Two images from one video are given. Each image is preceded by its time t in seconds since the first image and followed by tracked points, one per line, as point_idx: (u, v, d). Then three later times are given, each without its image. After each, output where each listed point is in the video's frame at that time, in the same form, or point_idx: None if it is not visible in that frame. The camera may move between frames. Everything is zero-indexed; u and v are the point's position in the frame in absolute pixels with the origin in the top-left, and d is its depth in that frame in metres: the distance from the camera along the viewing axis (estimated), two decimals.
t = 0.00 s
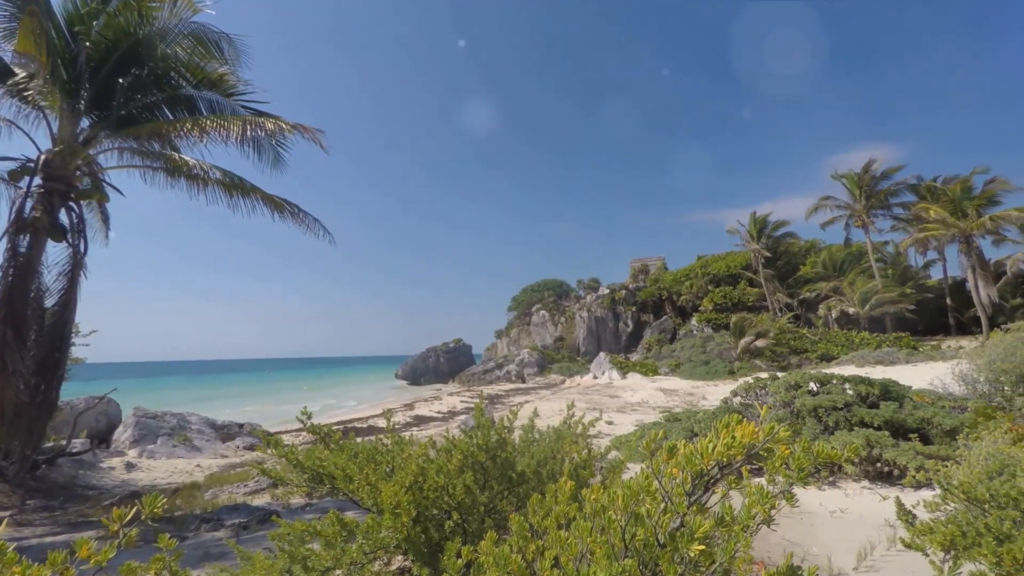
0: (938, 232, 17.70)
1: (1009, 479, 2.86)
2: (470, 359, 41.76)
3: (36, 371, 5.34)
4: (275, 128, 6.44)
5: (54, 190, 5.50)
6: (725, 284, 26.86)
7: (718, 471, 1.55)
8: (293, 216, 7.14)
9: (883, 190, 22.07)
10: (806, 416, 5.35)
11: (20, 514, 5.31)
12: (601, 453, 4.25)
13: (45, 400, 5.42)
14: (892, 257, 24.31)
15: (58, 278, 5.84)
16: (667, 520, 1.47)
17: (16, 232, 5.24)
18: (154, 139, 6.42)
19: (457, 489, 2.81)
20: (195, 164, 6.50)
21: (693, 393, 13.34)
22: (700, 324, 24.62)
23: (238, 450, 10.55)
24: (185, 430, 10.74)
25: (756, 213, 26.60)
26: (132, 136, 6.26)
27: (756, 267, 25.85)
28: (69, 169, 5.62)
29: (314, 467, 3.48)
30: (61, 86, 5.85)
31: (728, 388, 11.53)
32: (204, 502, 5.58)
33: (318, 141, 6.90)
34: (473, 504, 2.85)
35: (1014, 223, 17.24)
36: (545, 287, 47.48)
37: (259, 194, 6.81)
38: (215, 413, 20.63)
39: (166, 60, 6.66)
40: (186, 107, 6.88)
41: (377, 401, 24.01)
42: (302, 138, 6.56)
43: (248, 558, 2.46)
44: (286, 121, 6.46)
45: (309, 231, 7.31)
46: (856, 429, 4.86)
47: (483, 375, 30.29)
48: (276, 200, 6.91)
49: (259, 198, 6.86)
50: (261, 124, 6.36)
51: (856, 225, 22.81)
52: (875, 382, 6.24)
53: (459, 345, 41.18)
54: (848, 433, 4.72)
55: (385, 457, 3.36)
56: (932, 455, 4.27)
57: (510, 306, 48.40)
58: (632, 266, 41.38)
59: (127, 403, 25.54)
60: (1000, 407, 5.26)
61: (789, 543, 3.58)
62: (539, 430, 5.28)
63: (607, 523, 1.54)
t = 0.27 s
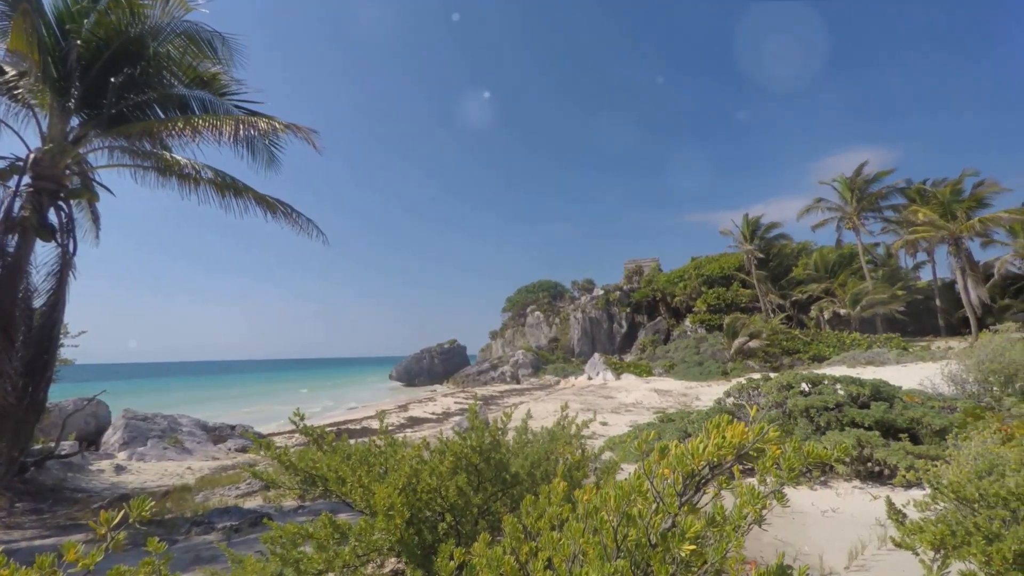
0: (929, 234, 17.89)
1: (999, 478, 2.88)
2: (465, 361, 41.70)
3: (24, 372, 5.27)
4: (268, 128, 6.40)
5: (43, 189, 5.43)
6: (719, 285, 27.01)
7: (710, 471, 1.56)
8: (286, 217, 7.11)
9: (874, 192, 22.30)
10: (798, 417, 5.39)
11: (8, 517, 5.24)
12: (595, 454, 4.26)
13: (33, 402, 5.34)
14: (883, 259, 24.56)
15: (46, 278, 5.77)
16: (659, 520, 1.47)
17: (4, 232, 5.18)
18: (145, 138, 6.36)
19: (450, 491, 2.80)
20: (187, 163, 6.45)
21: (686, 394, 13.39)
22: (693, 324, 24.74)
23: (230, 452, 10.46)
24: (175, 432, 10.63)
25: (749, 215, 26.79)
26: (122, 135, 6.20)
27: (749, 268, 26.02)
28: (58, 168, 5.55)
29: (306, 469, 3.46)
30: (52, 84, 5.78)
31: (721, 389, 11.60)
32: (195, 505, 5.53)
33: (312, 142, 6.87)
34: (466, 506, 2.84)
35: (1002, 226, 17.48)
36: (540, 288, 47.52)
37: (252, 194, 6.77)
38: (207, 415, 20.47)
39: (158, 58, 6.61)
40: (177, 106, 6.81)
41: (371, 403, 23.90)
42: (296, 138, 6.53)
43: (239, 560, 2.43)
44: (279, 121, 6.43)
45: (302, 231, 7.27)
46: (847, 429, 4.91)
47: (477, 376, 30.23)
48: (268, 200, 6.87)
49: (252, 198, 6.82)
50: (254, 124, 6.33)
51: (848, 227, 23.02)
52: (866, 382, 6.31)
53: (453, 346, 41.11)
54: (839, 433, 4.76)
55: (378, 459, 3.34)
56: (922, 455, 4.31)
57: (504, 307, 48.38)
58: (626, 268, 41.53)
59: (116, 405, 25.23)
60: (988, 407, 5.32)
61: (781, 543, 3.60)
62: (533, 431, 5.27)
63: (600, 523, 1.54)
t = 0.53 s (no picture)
0: (919, 235, 18.09)
1: (988, 477, 2.91)
2: (459, 361, 41.64)
3: (12, 373, 5.20)
4: (261, 128, 6.36)
5: (31, 188, 5.35)
6: (712, 286, 27.16)
7: (701, 472, 1.57)
8: (278, 217, 7.06)
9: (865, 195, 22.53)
10: (790, 417, 5.42)
11: None
12: (588, 454, 4.27)
13: (21, 403, 5.27)
14: (873, 260, 24.81)
15: (35, 278, 5.70)
16: (650, 521, 1.47)
17: None
18: (136, 137, 6.30)
19: (444, 492, 2.79)
20: (179, 162, 6.39)
21: (680, 395, 13.44)
22: (687, 325, 24.86)
23: (221, 454, 10.37)
24: (166, 434, 10.52)
25: (741, 216, 26.97)
26: (113, 133, 6.13)
27: (742, 269, 26.19)
28: (48, 166, 5.49)
29: (299, 471, 3.44)
30: (42, 82, 5.72)
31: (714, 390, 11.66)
32: (185, 508, 5.46)
33: (305, 141, 6.83)
34: (460, 507, 2.83)
35: (990, 227, 17.72)
36: (534, 289, 47.54)
37: (244, 193, 6.73)
38: (199, 416, 20.29)
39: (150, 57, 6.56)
40: (169, 105, 6.79)
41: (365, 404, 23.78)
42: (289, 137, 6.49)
43: (230, 564, 2.41)
44: (272, 120, 6.39)
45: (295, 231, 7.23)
46: (838, 429, 4.95)
47: (471, 377, 30.17)
48: (261, 199, 6.83)
49: (244, 198, 6.77)
50: (247, 123, 6.29)
51: (839, 229, 23.23)
52: (857, 382, 6.36)
53: (448, 347, 41.02)
54: (830, 434, 4.80)
55: (371, 460, 3.33)
56: (912, 455, 4.36)
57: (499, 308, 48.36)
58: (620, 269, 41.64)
59: (105, 407, 24.94)
60: (977, 407, 5.39)
61: (773, 542, 3.62)
62: (527, 432, 5.26)
63: (592, 524, 1.55)
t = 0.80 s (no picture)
0: (908, 237, 18.31)
1: (977, 477, 2.94)
2: (453, 362, 41.57)
3: None
4: (253, 127, 6.32)
5: (19, 186, 5.26)
6: (705, 287, 27.33)
7: (691, 471, 1.58)
8: (271, 217, 7.02)
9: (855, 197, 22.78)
10: (782, 417, 5.46)
11: None
12: (582, 455, 4.29)
13: (10, 405, 5.20)
14: (864, 262, 25.09)
15: (22, 278, 5.62)
16: (642, 521, 1.47)
17: None
18: (126, 134, 6.22)
19: (437, 494, 2.79)
20: (170, 161, 6.34)
21: (673, 396, 13.50)
22: (680, 326, 24.99)
23: (212, 456, 10.27)
24: (156, 436, 10.40)
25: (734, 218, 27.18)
26: (102, 132, 6.06)
27: (734, 271, 26.38)
28: (36, 165, 5.41)
29: (290, 473, 3.42)
30: (31, 80, 5.65)
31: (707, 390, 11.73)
32: (175, 511, 5.40)
33: (298, 141, 6.79)
34: (453, 509, 2.83)
35: (978, 230, 17.99)
36: (529, 290, 47.57)
37: (236, 193, 6.67)
38: (190, 418, 20.09)
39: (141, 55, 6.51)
40: (161, 104, 6.77)
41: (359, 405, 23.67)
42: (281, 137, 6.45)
43: (219, 567, 2.37)
44: (265, 120, 6.35)
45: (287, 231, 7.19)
46: (829, 429, 5.00)
47: (465, 378, 30.13)
48: (253, 199, 6.78)
49: (236, 198, 6.72)
50: (239, 122, 6.25)
51: (830, 231, 23.47)
52: (847, 383, 6.44)
53: (442, 348, 40.93)
54: (821, 433, 4.85)
55: (363, 462, 3.31)
56: (902, 454, 4.40)
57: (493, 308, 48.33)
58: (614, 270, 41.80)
59: (94, 409, 24.63)
60: (965, 407, 5.47)
61: (765, 542, 3.65)
62: (521, 433, 5.27)
63: (584, 524, 1.56)
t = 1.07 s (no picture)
0: (898, 239, 18.53)
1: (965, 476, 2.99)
2: (448, 363, 41.48)
3: None
4: (245, 126, 6.28)
5: (8, 185, 5.19)
6: (698, 288, 27.49)
7: (682, 472, 1.59)
8: (263, 217, 6.97)
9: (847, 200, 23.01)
10: (774, 417, 5.51)
11: None
12: (575, 456, 4.29)
13: None
14: (855, 264, 25.34)
15: (10, 278, 5.54)
16: (633, 521, 1.48)
17: None
18: (116, 133, 6.15)
19: (431, 495, 2.78)
20: (160, 160, 6.27)
21: (667, 396, 13.56)
22: (674, 327, 25.11)
23: (204, 458, 10.18)
24: (146, 438, 10.29)
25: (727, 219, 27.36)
26: (92, 130, 6.00)
27: (727, 272, 26.54)
28: (25, 163, 5.34)
29: (282, 476, 3.40)
30: (20, 78, 5.58)
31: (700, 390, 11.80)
32: (166, 514, 5.35)
33: (291, 141, 6.75)
34: (447, 510, 2.82)
35: (966, 232, 18.24)
36: (523, 290, 47.58)
37: (227, 192, 6.62)
38: (181, 420, 19.90)
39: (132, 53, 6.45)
40: (152, 102, 6.72)
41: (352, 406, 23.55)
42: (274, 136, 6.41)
43: (210, 571, 2.35)
44: (257, 119, 6.31)
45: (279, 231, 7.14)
46: (820, 429, 5.04)
47: (460, 379, 30.07)
48: (245, 199, 6.74)
49: (228, 198, 6.67)
50: (231, 122, 6.20)
51: (821, 233, 23.69)
52: (838, 383, 6.50)
53: (436, 349, 40.84)
54: (812, 433, 4.90)
55: (356, 463, 3.29)
56: (892, 454, 4.45)
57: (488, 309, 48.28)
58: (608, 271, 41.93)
59: (83, 410, 24.32)
60: (954, 408, 5.53)
61: (758, 542, 3.67)
62: (515, 434, 5.26)
63: (576, 526, 1.56)
